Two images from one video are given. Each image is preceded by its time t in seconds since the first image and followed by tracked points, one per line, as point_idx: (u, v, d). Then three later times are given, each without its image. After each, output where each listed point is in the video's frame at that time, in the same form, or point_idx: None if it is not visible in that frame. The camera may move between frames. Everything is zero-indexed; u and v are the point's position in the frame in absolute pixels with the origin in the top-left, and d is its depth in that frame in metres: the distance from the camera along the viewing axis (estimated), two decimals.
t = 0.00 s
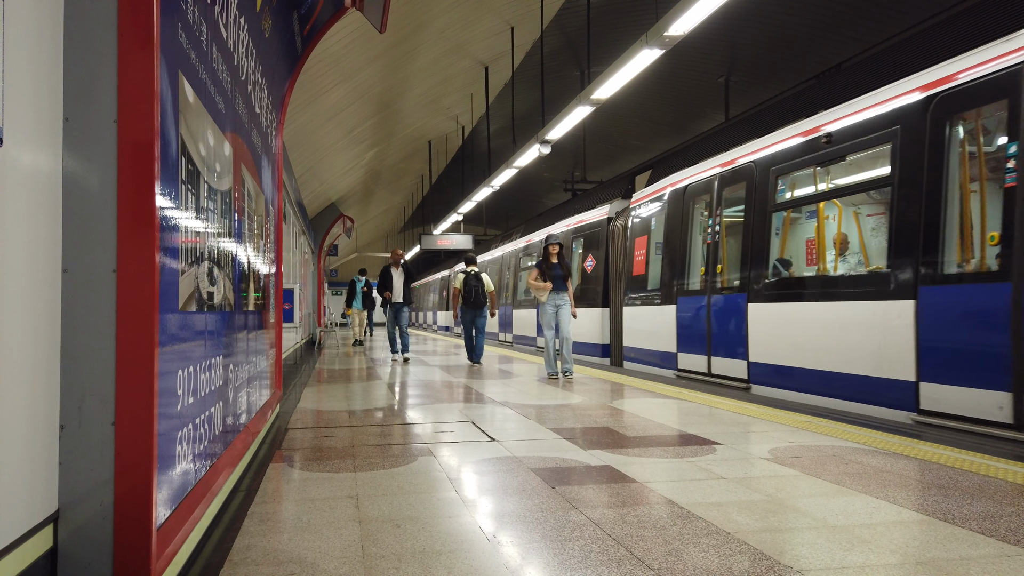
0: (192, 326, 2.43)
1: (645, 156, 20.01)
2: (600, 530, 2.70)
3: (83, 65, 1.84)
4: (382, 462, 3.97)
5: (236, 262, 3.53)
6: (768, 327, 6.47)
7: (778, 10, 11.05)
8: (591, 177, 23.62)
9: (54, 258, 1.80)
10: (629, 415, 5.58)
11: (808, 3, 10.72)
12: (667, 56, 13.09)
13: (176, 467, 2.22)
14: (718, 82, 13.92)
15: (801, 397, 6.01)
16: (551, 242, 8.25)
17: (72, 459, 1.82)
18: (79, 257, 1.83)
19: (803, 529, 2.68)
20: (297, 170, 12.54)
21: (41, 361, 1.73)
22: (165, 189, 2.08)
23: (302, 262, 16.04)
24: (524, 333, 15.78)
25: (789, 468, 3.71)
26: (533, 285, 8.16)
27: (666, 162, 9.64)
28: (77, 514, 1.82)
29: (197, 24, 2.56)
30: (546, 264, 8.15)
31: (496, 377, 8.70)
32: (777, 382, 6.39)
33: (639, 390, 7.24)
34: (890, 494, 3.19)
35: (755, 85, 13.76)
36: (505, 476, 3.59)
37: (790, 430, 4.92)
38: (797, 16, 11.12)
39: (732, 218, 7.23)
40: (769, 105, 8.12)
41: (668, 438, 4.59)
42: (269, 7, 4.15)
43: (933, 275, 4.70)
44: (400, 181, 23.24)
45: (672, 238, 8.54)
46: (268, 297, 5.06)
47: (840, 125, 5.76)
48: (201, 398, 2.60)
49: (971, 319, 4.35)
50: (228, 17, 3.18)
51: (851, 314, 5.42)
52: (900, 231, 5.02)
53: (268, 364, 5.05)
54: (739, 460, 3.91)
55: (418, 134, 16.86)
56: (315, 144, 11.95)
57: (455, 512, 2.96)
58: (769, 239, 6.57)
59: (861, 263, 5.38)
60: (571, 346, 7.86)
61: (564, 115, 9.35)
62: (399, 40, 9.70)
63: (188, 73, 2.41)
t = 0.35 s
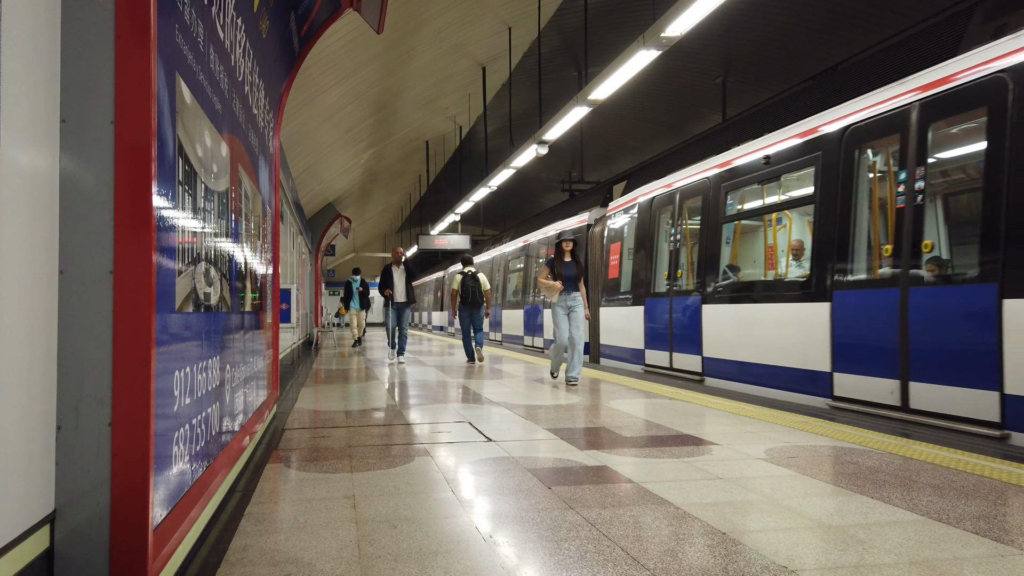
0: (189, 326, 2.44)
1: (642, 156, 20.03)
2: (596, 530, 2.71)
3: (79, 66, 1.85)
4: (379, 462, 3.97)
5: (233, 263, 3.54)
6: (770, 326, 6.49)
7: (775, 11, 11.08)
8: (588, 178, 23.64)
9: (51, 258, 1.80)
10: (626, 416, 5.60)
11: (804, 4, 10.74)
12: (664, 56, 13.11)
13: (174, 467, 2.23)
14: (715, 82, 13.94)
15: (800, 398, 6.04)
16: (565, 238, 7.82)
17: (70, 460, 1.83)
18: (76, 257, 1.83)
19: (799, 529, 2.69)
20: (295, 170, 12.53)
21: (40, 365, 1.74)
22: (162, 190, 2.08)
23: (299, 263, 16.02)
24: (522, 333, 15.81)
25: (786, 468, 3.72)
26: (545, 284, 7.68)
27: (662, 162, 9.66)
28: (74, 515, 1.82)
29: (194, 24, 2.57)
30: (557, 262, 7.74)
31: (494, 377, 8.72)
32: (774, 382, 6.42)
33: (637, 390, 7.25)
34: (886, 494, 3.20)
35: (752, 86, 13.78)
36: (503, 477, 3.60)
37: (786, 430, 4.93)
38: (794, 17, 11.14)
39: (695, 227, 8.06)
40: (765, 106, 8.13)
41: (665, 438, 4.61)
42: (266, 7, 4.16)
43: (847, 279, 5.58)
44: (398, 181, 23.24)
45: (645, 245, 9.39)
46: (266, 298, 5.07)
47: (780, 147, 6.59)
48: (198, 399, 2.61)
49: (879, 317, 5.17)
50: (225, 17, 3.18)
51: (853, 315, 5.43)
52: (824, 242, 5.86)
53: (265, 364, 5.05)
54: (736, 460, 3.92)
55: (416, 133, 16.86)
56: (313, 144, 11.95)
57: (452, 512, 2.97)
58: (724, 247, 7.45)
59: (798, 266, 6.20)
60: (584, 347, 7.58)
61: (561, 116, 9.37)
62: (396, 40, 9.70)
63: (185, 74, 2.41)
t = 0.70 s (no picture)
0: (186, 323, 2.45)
1: (638, 156, 20.06)
2: (592, 527, 2.72)
3: (77, 63, 1.85)
4: (376, 460, 3.98)
5: (230, 261, 3.55)
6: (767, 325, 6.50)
7: (771, 11, 11.10)
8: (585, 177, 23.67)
9: (50, 254, 1.80)
10: (622, 414, 5.61)
11: (799, 3, 10.76)
12: (661, 56, 13.13)
13: (171, 464, 2.24)
14: (711, 81, 13.96)
15: (798, 396, 6.05)
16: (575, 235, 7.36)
17: (69, 456, 1.83)
18: (75, 253, 1.84)
19: (794, 525, 2.70)
20: (291, 169, 12.52)
21: (38, 362, 1.74)
22: (160, 188, 2.09)
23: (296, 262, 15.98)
24: (519, 332, 15.85)
25: (781, 465, 3.74)
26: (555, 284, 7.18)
27: (658, 162, 9.68)
28: (73, 511, 1.82)
29: (192, 22, 2.57)
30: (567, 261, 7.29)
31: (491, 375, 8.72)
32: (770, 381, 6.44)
33: (634, 389, 7.26)
34: (880, 491, 3.22)
35: (748, 85, 13.81)
36: (499, 474, 3.61)
37: (782, 428, 4.95)
38: (789, 16, 11.16)
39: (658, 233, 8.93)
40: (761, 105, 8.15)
41: (662, 436, 4.61)
42: (263, 6, 4.16)
43: (771, 284, 6.50)
44: (394, 180, 23.23)
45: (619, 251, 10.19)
46: (262, 296, 5.06)
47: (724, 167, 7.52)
48: (196, 397, 2.62)
49: (795, 318, 6.06)
50: (222, 15, 3.18)
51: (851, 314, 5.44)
52: (755, 250, 6.78)
53: (261, 362, 5.04)
54: (732, 458, 3.94)
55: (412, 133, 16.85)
56: (309, 143, 11.93)
57: (450, 509, 2.97)
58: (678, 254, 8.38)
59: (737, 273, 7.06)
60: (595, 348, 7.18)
61: (557, 115, 9.37)
62: (393, 39, 9.69)
63: (183, 72, 2.42)
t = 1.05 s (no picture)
0: (186, 320, 2.46)
1: (636, 156, 20.12)
2: (590, 522, 2.74)
3: (78, 60, 1.86)
4: (374, 457, 4.00)
5: (229, 259, 3.57)
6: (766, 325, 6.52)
7: (768, 11, 11.15)
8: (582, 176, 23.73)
9: (52, 251, 1.81)
10: (619, 411, 5.64)
11: (795, 3, 10.79)
12: (658, 55, 13.18)
13: (171, 458, 2.25)
14: (708, 81, 14.01)
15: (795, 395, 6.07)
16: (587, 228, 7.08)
17: (70, 450, 1.84)
18: (76, 249, 1.85)
19: (790, 520, 2.72)
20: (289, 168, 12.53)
21: (40, 357, 1.75)
22: (160, 185, 2.10)
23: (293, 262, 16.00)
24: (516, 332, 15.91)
25: (777, 462, 3.76)
26: (568, 278, 6.80)
27: (655, 162, 9.72)
28: (74, 504, 1.84)
29: (192, 20, 2.59)
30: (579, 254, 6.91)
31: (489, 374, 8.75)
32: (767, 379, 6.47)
33: (631, 387, 7.29)
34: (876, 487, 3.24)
35: (745, 85, 13.86)
36: (497, 470, 3.64)
37: (779, 425, 4.97)
38: (786, 16, 11.20)
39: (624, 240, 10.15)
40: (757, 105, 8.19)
41: (659, 434, 4.63)
42: (262, 4, 4.17)
43: (708, 287, 7.72)
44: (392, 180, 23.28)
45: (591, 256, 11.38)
46: (260, 294, 5.07)
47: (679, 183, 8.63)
48: (195, 393, 2.63)
49: (724, 314, 7.25)
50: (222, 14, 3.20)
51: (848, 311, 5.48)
52: (697, 256, 8.01)
53: (260, 360, 5.05)
54: (729, 454, 3.96)
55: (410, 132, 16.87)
56: (307, 142, 11.95)
57: (448, 504, 2.99)
58: (640, 259, 9.63)
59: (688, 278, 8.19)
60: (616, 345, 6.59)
61: (555, 114, 9.40)
62: (391, 38, 9.71)
63: (183, 70, 2.43)
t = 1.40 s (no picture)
0: (182, 320, 2.47)
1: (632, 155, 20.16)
2: (584, 521, 2.75)
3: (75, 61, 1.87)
4: (370, 456, 4.02)
5: (225, 260, 3.57)
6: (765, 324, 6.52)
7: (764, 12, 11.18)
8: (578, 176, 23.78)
9: (49, 251, 1.82)
10: (614, 411, 5.65)
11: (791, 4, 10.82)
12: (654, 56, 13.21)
13: (167, 458, 2.26)
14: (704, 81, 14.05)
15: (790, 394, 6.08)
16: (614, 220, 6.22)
17: (66, 451, 1.85)
18: (73, 250, 1.86)
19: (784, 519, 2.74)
20: (284, 169, 12.53)
21: (37, 357, 1.76)
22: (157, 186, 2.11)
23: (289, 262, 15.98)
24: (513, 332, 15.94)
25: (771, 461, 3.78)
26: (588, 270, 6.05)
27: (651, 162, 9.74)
28: (71, 503, 1.84)
29: (188, 21, 2.59)
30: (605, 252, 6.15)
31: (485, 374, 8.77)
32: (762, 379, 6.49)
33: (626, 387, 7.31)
34: (869, 486, 3.27)
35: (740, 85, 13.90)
36: (493, 470, 3.65)
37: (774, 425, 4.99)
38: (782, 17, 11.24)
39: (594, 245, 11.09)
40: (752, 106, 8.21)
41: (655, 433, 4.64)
42: (258, 4, 4.18)
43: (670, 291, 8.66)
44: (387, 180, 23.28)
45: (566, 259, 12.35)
46: (256, 295, 5.07)
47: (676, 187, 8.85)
48: (191, 393, 2.64)
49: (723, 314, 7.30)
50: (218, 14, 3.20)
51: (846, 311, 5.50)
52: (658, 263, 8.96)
53: (255, 360, 5.05)
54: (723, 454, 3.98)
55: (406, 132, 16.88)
56: (302, 142, 11.95)
57: (444, 504, 3.01)
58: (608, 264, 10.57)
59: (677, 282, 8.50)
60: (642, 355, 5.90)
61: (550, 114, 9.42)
62: (387, 38, 9.72)
63: (179, 70, 2.44)
